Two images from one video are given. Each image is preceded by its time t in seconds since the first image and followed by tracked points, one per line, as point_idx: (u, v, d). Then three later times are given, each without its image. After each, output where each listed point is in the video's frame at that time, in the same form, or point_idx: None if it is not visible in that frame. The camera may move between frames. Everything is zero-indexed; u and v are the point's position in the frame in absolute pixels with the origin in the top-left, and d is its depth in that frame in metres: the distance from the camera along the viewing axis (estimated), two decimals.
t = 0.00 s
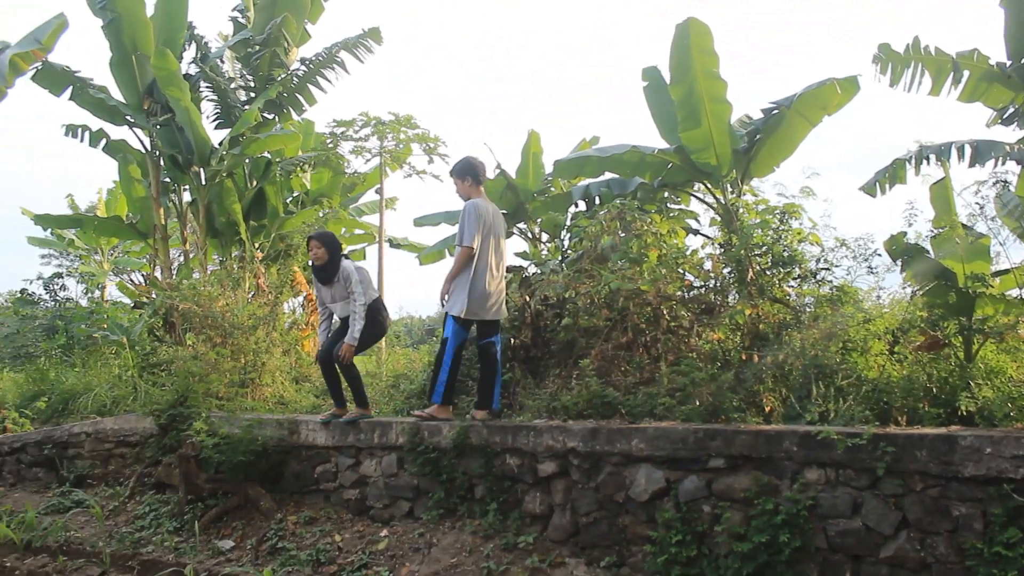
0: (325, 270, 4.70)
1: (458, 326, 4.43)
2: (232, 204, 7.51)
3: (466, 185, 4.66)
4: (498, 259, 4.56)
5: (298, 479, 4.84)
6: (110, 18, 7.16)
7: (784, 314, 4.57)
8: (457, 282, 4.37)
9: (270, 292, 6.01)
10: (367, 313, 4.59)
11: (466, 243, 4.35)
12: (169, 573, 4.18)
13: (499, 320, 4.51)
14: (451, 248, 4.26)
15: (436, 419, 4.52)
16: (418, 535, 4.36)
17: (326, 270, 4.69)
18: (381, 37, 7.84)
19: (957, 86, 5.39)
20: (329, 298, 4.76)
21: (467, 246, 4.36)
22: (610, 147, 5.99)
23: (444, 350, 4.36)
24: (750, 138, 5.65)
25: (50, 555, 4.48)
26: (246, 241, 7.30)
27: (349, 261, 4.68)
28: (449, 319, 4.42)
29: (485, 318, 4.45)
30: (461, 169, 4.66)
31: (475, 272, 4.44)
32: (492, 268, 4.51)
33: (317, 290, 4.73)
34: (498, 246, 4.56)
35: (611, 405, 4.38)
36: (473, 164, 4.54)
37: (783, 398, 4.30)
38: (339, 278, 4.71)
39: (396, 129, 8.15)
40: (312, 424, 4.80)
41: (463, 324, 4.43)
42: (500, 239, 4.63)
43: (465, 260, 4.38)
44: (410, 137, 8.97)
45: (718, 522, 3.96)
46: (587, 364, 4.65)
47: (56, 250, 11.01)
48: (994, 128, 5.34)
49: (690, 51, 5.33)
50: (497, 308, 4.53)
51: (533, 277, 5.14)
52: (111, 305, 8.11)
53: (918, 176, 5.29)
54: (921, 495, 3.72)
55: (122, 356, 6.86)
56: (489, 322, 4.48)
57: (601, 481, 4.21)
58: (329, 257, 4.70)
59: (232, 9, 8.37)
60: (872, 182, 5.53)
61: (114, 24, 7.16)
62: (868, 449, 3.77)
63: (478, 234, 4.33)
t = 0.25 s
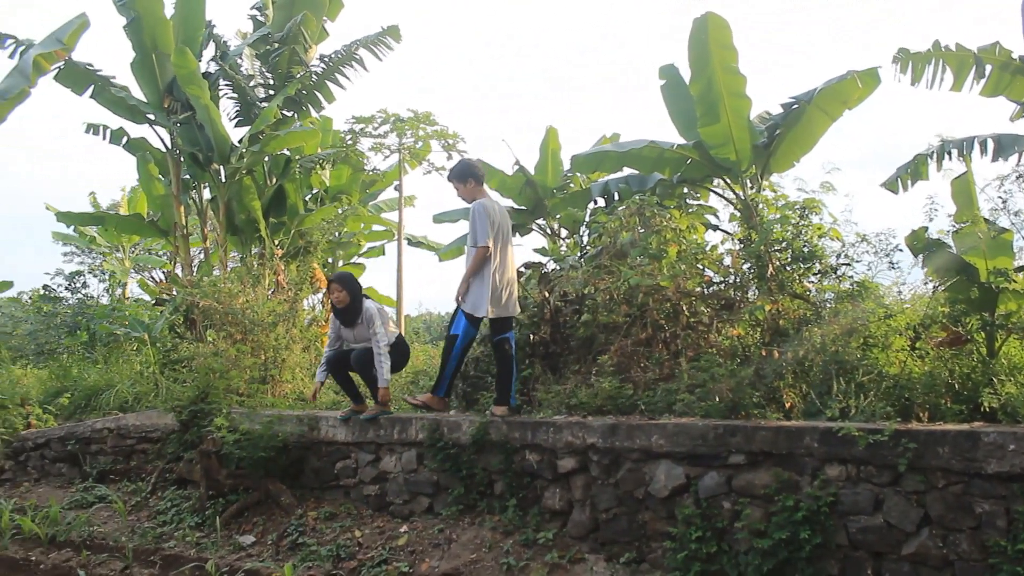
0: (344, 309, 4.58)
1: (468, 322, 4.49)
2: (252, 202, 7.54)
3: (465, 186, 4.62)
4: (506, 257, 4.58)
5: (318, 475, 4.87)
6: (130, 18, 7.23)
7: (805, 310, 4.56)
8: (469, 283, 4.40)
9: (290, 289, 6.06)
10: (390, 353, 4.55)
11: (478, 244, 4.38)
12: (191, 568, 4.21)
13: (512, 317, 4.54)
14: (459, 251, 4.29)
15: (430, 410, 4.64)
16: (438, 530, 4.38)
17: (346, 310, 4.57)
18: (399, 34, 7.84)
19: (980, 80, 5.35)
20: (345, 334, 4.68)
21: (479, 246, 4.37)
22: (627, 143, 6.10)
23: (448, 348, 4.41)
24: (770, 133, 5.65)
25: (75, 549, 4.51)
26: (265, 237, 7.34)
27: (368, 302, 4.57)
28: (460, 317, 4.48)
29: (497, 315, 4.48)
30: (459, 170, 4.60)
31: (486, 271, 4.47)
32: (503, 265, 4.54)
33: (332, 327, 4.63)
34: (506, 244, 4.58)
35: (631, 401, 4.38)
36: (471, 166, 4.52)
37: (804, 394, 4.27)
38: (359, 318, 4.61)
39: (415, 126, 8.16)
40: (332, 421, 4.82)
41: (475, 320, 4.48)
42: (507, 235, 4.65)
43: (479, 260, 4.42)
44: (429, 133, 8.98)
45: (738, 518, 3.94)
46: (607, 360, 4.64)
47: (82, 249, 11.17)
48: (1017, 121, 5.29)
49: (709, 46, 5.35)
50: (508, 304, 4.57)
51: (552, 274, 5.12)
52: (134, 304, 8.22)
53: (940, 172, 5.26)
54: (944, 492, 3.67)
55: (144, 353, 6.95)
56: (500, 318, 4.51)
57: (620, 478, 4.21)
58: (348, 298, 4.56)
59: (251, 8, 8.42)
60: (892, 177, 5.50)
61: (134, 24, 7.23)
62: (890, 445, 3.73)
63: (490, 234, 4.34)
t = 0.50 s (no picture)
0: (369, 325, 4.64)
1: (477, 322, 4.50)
2: (270, 199, 7.62)
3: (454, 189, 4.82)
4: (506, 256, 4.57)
5: (336, 471, 4.91)
6: (149, 17, 7.30)
7: (825, 305, 4.53)
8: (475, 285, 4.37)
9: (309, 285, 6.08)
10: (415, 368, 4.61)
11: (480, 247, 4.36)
12: (212, 563, 4.23)
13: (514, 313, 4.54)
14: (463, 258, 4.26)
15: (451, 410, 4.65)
16: (456, 526, 4.39)
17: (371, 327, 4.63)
18: (416, 31, 7.83)
19: (1001, 74, 5.29)
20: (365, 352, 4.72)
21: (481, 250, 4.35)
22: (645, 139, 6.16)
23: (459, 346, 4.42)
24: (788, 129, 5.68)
25: (97, 544, 4.54)
26: (283, 235, 7.38)
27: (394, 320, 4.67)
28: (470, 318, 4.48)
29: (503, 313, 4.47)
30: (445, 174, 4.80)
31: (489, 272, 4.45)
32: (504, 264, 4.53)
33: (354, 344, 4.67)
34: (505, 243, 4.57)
35: (649, 397, 4.37)
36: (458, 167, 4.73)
37: (824, 390, 4.25)
38: (383, 334, 4.69)
39: (433, 123, 8.17)
40: (351, 417, 4.85)
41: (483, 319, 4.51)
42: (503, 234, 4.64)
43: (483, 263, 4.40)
44: (446, 130, 8.98)
45: (757, 515, 3.91)
46: (625, 356, 4.64)
47: (103, 247, 11.30)
48: None
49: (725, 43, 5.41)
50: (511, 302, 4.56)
51: (569, 270, 5.11)
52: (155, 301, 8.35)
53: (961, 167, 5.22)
54: (966, 489, 3.62)
55: (164, 351, 7.03)
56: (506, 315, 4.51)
57: (639, 474, 4.20)
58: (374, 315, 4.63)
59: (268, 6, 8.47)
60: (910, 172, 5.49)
61: (152, 23, 7.30)
62: (910, 442, 3.69)
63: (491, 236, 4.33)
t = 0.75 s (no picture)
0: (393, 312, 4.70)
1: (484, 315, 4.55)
2: (285, 195, 7.68)
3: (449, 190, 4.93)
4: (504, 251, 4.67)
5: (352, 467, 4.95)
6: (165, 14, 7.37)
7: (842, 301, 4.51)
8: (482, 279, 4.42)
9: (324, 282, 6.13)
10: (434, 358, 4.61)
11: (486, 243, 4.42)
12: (228, 558, 4.24)
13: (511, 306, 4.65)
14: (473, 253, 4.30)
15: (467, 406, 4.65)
16: (472, 523, 4.41)
17: (395, 314, 4.69)
18: (430, 27, 7.84)
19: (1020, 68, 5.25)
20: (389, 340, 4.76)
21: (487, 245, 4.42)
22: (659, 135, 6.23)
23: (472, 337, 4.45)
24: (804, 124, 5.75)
25: (114, 539, 4.58)
26: (299, 232, 7.42)
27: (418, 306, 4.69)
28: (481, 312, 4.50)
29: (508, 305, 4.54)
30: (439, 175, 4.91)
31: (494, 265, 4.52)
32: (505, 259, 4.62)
33: (378, 331, 4.72)
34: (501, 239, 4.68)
35: (665, 393, 4.37)
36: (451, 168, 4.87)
37: (840, 386, 4.23)
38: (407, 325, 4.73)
39: (448, 119, 8.17)
40: (366, 413, 4.89)
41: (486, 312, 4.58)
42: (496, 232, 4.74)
43: (489, 259, 4.46)
44: (461, 126, 8.99)
45: (774, 511, 3.88)
46: (641, 352, 4.64)
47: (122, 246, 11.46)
48: None
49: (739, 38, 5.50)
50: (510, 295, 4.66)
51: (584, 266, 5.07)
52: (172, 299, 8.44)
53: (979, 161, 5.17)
54: (984, 486, 3.56)
55: (180, 348, 7.10)
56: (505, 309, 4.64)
57: (655, 470, 4.19)
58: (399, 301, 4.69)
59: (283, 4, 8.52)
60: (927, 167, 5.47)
61: (167, 21, 7.37)
62: (928, 438, 3.64)
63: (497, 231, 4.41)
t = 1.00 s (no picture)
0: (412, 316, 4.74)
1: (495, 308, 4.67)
2: (299, 193, 7.68)
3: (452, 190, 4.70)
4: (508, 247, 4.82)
5: (368, 464, 4.99)
6: (181, 13, 7.44)
7: (858, 298, 4.50)
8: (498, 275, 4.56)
9: (339, 279, 6.16)
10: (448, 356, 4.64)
11: (503, 240, 4.55)
12: (244, 554, 4.26)
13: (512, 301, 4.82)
14: (498, 248, 4.42)
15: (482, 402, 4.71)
16: (487, 519, 4.43)
17: (415, 317, 4.73)
18: (443, 25, 7.85)
19: None
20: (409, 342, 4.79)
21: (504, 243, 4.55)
22: (674, 133, 6.35)
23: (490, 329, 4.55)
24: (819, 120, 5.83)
25: (132, 535, 4.61)
26: (314, 230, 7.45)
27: (439, 307, 4.75)
28: (494, 304, 4.62)
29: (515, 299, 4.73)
30: (443, 174, 4.64)
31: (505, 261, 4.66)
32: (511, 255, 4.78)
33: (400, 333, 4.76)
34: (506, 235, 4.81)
35: (680, 390, 4.36)
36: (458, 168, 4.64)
37: (857, 383, 4.18)
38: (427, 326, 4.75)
39: (462, 116, 8.19)
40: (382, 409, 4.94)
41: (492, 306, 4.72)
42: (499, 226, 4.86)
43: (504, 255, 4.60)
44: (475, 124, 9.00)
45: (790, 509, 3.84)
46: (656, 349, 4.64)
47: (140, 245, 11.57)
48: None
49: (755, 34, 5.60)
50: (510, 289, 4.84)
51: (598, 262, 5.12)
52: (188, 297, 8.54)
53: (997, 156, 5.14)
54: (1003, 483, 3.50)
55: (196, 345, 7.17)
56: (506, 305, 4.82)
57: (670, 467, 4.17)
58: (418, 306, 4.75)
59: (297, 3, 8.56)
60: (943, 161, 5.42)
61: (183, 20, 7.42)
62: (946, 435, 3.59)
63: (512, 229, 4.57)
